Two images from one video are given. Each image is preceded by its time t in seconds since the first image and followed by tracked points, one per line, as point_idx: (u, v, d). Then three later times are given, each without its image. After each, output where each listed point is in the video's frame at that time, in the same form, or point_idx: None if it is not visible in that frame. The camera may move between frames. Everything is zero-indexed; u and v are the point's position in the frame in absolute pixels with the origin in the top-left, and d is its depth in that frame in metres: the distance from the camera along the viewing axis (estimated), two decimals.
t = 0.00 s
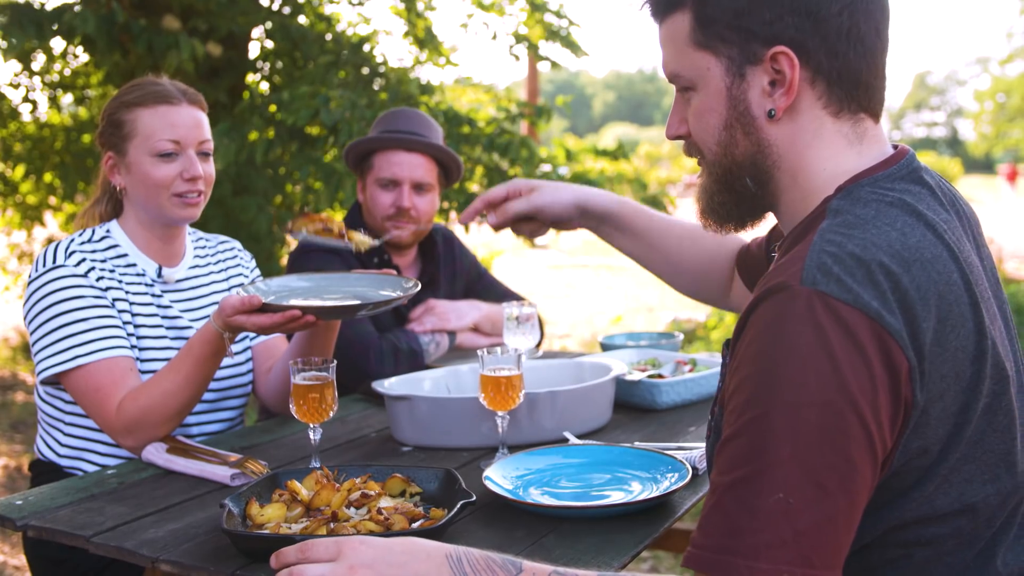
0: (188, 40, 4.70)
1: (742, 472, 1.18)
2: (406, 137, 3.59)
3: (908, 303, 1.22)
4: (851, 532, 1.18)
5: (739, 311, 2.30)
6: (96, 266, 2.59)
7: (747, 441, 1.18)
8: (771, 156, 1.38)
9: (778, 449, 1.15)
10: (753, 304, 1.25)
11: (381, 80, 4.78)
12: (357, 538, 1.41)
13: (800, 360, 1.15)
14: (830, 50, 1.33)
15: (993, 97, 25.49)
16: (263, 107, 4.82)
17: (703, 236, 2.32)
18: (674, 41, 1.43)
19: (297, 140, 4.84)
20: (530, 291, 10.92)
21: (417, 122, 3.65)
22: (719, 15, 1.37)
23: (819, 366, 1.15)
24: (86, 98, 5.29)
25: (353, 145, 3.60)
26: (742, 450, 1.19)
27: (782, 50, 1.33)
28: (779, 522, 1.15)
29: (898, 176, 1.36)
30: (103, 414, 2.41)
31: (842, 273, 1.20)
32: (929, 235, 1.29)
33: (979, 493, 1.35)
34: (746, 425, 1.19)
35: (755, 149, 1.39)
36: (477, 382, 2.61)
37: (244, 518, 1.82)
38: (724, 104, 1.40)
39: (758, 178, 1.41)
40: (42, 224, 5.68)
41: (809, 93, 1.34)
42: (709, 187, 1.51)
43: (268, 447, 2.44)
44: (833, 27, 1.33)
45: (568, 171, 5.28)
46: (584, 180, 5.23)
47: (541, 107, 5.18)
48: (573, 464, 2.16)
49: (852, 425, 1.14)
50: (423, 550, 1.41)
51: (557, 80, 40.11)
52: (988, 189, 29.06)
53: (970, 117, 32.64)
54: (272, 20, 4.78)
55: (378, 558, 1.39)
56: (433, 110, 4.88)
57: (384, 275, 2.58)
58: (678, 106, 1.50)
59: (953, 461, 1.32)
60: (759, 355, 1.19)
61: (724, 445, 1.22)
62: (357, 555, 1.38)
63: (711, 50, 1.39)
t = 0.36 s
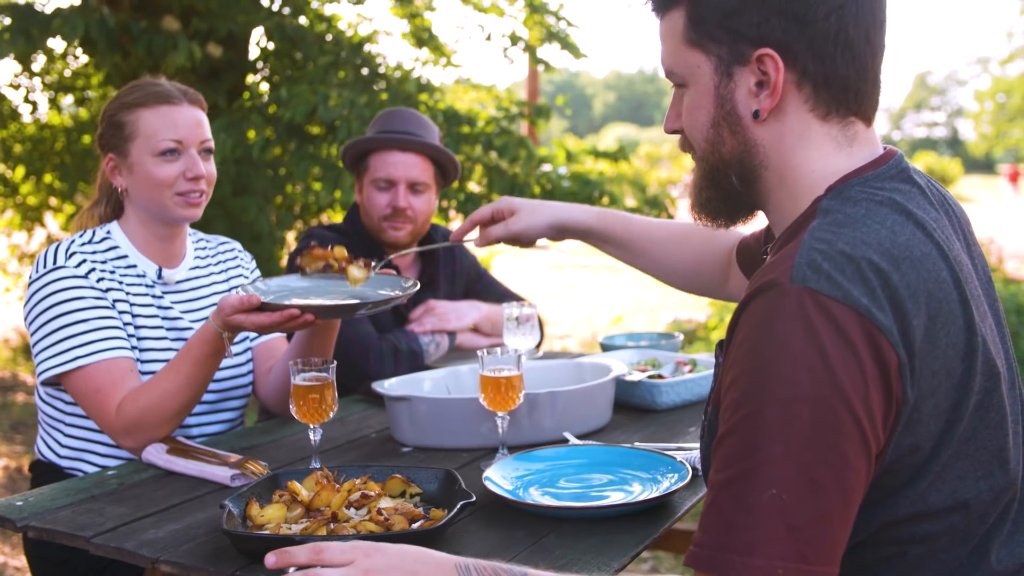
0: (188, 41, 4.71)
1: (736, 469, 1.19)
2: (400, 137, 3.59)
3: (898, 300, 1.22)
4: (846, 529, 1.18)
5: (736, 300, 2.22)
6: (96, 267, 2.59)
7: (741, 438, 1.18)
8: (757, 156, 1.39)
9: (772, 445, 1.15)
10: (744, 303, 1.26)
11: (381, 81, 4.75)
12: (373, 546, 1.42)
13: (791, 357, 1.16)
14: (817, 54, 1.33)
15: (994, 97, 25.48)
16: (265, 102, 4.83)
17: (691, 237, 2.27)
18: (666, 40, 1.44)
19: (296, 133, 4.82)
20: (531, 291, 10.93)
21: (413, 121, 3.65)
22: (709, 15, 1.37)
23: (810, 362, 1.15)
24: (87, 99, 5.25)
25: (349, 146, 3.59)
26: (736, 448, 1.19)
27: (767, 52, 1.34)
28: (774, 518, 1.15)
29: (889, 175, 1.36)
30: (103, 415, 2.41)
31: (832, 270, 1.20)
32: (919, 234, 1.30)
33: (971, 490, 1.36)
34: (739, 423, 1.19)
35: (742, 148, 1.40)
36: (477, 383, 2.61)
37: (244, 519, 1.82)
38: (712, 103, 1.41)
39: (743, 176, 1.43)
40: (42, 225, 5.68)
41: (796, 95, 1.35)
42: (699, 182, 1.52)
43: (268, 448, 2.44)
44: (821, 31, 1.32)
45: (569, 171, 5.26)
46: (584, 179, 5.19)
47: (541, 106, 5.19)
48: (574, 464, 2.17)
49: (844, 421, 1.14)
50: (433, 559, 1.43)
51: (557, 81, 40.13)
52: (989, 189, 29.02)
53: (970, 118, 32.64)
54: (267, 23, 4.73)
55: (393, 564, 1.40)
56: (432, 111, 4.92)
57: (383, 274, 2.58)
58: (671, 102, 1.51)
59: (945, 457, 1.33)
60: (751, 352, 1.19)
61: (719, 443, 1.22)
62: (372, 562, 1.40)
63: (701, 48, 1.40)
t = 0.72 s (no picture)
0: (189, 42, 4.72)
1: (739, 465, 1.19)
2: (400, 138, 3.59)
3: (898, 298, 1.22)
4: (848, 524, 1.18)
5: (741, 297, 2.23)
6: (99, 268, 2.60)
7: (743, 434, 1.19)
8: (756, 156, 1.40)
9: (774, 441, 1.16)
10: (745, 300, 1.26)
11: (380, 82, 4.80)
12: (376, 553, 1.45)
13: (793, 353, 1.16)
14: (818, 56, 1.33)
15: (993, 99, 25.51)
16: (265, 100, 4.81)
17: (688, 246, 2.26)
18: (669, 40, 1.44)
19: (298, 126, 4.81)
20: (530, 293, 10.94)
21: (411, 123, 3.66)
22: (712, 15, 1.37)
23: (812, 358, 1.15)
24: (87, 101, 5.24)
25: (349, 147, 3.60)
26: (738, 444, 1.19)
27: (769, 53, 1.34)
28: (776, 514, 1.15)
29: (888, 176, 1.37)
30: (103, 416, 2.41)
31: (833, 266, 1.20)
32: (917, 234, 1.30)
33: (970, 489, 1.36)
34: (740, 419, 1.19)
35: (742, 148, 1.40)
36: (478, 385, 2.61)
37: (246, 522, 1.82)
38: (713, 103, 1.41)
39: (742, 175, 1.43)
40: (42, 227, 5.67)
41: (796, 97, 1.35)
42: (698, 182, 1.52)
43: (269, 449, 2.44)
44: (822, 34, 1.32)
45: (569, 172, 5.26)
46: (586, 178, 5.18)
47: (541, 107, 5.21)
48: (574, 466, 2.17)
49: (847, 416, 1.14)
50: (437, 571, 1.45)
51: (557, 83, 40.17)
52: (990, 191, 29.00)
53: (970, 120, 32.65)
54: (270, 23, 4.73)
55: None
56: (433, 109, 4.94)
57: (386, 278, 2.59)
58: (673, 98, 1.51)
59: (943, 457, 1.33)
60: (753, 349, 1.20)
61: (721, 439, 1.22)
62: (373, 570, 1.43)
63: (704, 48, 1.40)
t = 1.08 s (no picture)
0: (190, 41, 4.71)
1: (739, 460, 1.18)
2: (401, 137, 3.57)
3: (900, 295, 1.22)
4: (849, 521, 1.17)
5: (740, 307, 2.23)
6: (99, 268, 2.60)
7: (744, 428, 1.18)
8: (765, 156, 1.39)
9: (775, 435, 1.15)
10: (747, 295, 1.25)
11: (381, 80, 4.81)
12: (376, 553, 1.45)
13: (794, 347, 1.16)
14: (826, 53, 1.33)
15: (994, 99, 25.50)
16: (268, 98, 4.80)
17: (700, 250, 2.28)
18: (673, 41, 1.43)
19: (301, 126, 4.80)
20: (531, 292, 10.94)
21: (412, 123, 3.64)
22: (719, 16, 1.37)
23: (813, 353, 1.15)
24: (88, 100, 5.26)
25: (349, 147, 3.59)
26: (739, 439, 1.19)
27: (779, 52, 1.33)
28: (776, 509, 1.15)
29: (892, 174, 1.37)
30: (104, 416, 2.41)
31: (835, 262, 1.20)
32: (920, 232, 1.30)
33: (973, 489, 1.35)
34: (742, 413, 1.19)
35: (751, 149, 1.39)
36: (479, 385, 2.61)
37: (247, 522, 1.82)
38: (720, 104, 1.40)
39: (751, 177, 1.42)
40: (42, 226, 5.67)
41: (805, 95, 1.35)
42: (704, 185, 1.51)
43: (270, 449, 2.44)
44: (830, 32, 1.33)
45: (571, 171, 5.26)
46: (588, 176, 5.16)
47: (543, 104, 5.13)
48: (575, 466, 2.16)
49: (847, 412, 1.14)
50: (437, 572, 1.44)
51: (558, 83, 40.16)
52: (992, 191, 28.96)
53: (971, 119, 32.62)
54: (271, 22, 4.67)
55: None
56: (435, 107, 4.92)
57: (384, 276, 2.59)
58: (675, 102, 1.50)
59: (947, 457, 1.33)
60: (754, 343, 1.19)
61: (722, 433, 1.22)
62: (374, 570, 1.43)
63: (709, 50, 1.39)
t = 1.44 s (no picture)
0: (197, 38, 4.70)
1: (745, 465, 1.17)
2: (404, 130, 3.58)
3: (902, 293, 1.21)
4: (857, 523, 1.16)
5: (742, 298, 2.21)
6: (107, 264, 2.59)
7: (748, 433, 1.17)
8: (761, 167, 1.38)
9: (780, 439, 1.14)
10: (749, 299, 1.24)
11: (389, 77, 4.75)
12: (383, 551, 1.45)
13: (796, 350, 1.15)
14: (820, 61, 1.33)
15: (1003, 97, 25.40)
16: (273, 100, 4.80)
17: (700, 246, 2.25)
18: (656, 58, 1.41)
19: (307, 130, 4.80)
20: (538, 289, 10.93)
21: (416, 115, 3.64)
22: (710, 29, 1.34)
23: (816, 355, 1.14)
24: (95, 97, 5.22)
25: (353, 142, 3.58)
26: (744, 444, 1.18)
27: (776, 61, 1.32)
28: (783, 513, 1.14)
29: (889, 170, 1.37)
30: (112, 412, 2.41)
31: (835, 262, 1.19)
32: (920, 228, 1.29)
33: (982, 485, 1.34)
34: (746, 418, 1.18)
35: (746, 162, 1.38)
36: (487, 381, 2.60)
37: (253, 519, 1.81)
38: (714, 119, 1.37)
39: (748, 189, 1.41)
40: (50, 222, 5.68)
41: (800, 103, 1.34)
42: (697, 201, 1.49)
43: (277, 445, 2.44)
44: (823, 40, 1.33)
45: (578, 169, 5.24)
46: (594, 176, 5.18)
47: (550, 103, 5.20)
48: (583, 463, 2.15)
49: (851, 413, 1.13)
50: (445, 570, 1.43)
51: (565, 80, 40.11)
52: (1000, 188, 28.85)
53: (979, 116, 32.49)
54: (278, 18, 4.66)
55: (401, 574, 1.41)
56: (442, 106, 4.87)
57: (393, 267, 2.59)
58: (656, 120, 1.47)
59: (954, 455, 1.31)
60: (756, 347, 1.18)
61: (727, 439, 1.21)
62: (382, 568, 1.42)
63: (699, 65, 1.36)
